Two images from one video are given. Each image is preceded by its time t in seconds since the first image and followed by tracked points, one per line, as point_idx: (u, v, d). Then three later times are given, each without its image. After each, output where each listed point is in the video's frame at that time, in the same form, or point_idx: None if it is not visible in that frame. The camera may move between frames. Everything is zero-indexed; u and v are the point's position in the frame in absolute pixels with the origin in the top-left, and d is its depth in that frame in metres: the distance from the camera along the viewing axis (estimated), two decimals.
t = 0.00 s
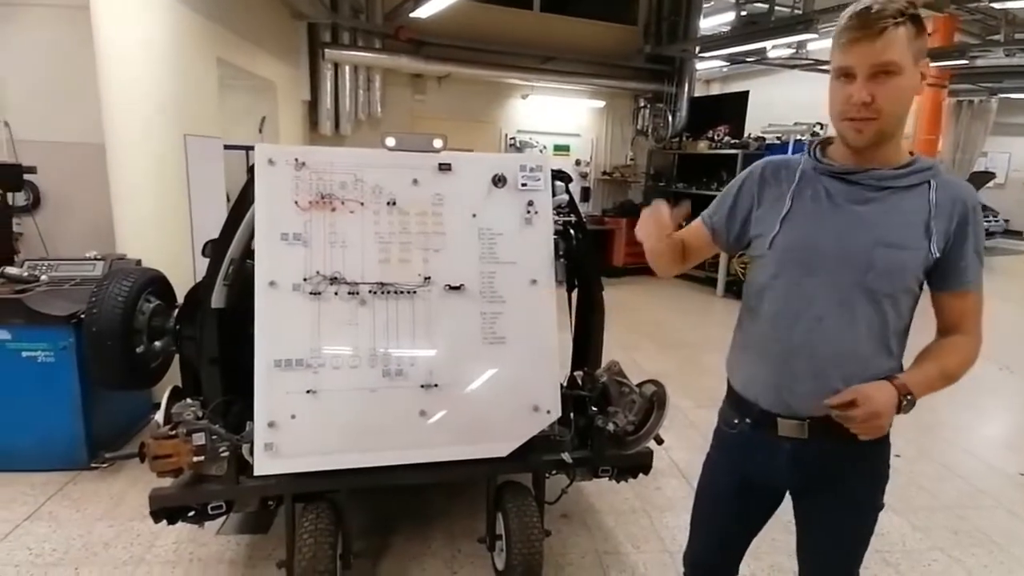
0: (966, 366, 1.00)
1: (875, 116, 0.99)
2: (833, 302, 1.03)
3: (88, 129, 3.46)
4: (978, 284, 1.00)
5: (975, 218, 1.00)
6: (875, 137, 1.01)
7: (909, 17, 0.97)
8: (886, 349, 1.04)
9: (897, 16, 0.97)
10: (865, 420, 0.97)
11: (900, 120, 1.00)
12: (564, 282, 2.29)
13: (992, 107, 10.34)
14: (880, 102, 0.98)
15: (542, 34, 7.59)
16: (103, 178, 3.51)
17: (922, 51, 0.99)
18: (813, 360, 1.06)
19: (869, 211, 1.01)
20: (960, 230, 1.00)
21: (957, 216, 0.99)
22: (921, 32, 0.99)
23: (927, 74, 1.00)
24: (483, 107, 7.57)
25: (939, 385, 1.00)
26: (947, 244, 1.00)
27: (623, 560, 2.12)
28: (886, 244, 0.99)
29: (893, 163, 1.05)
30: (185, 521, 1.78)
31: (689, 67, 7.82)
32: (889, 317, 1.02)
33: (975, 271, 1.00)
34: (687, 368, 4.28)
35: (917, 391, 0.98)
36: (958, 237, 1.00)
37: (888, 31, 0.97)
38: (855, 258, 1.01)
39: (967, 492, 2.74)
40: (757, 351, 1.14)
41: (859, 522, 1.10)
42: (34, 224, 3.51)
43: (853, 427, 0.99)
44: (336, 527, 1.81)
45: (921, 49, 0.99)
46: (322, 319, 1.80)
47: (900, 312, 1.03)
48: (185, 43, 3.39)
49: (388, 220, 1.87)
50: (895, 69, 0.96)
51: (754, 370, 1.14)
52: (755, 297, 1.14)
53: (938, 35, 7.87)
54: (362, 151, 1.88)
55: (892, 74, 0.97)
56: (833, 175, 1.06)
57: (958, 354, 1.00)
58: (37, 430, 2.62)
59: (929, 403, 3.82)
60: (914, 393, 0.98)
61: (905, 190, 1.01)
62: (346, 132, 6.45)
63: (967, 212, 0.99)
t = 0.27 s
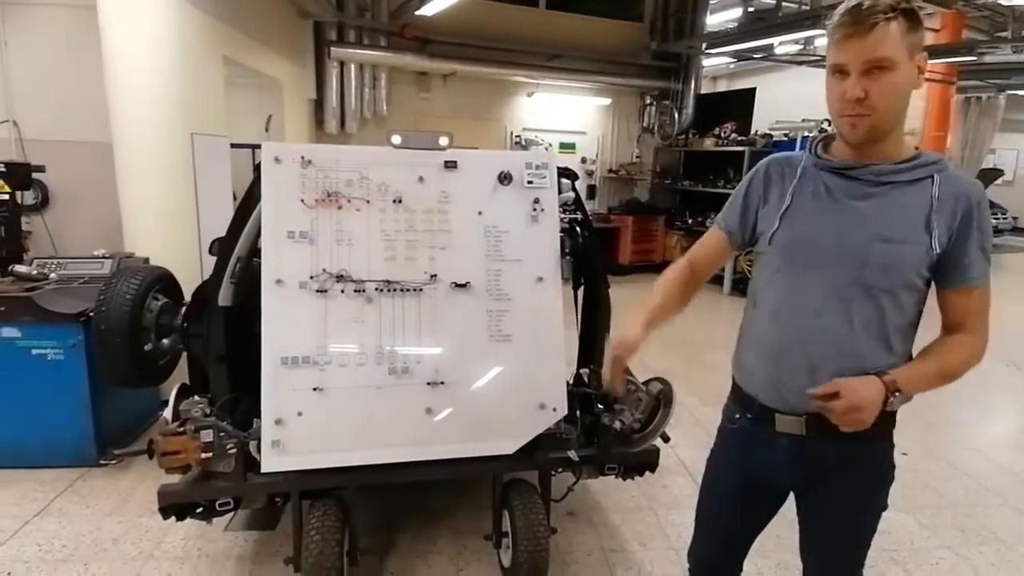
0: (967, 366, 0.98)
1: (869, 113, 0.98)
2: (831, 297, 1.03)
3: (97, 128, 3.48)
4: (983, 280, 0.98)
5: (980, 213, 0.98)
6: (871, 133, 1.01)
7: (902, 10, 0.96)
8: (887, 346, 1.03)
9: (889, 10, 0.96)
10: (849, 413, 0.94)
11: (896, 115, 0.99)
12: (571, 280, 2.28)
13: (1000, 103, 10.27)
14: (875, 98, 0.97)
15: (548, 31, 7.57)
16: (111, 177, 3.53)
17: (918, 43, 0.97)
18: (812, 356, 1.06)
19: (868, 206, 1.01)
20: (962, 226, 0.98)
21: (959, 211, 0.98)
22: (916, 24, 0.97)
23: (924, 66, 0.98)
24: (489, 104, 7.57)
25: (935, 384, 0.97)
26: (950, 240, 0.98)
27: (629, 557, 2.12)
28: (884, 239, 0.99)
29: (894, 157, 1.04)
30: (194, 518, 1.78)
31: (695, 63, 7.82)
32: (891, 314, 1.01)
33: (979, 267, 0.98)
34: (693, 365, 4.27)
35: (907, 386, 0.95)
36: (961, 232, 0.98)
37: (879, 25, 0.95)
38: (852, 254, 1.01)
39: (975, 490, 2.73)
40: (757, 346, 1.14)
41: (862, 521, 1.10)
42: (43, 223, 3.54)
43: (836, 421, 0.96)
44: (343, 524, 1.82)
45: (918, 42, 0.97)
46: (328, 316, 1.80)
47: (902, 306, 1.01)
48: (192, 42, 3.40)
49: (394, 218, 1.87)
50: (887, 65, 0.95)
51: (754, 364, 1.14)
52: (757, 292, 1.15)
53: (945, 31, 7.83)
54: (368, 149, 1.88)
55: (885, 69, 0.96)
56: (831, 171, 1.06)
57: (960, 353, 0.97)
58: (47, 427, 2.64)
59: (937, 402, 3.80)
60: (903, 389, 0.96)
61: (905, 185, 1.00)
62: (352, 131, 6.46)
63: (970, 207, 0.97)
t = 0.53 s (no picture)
0: (969, 370, 0.94)
1: (839, 111, 0.99)
2: (828, 295, 1.04)
3: (105, 126, 3.50)
4: (994, 280, 0.92)
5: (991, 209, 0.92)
6: (851, 129, 1.01)
7: (878, 5, 0.95)
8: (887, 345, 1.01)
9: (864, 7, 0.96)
10: (818, 400, 0.98)
11: (873, 112, 0.98)
12: (578, 277, 2.28)
13: (1009, 100, 10.19)
14: (843, 94, 0.98)
15: (554, 27, 7.55)
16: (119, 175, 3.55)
17: (897, 36, 0.95)
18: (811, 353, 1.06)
19: (866, 204, 1.01)
20: (966, 222, 0.93)
21: (963, 207, 0.93)
22: (899, 18, 0.95)
23: (907, 58, 0.95)
24: (495, 102, 7.56)
25: (927, 385, 0.95)
26: (953, 237, 0.94)
27: (636, 555, 2.12)
28: (881, 238, 0.98)
29: (894, 152, 1.02)
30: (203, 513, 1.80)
31: (702, 60, 7.72)
32: (891, 313, 0.99)
33: (987, 267, 0.92)
34: (699, 363, 4.26)
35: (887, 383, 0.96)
36: (965, 229, 0.93)
37: (848, 23, 0.96)
38: (847, 252, 1.02)
39: (984, 488, 2.71)
40: (763, 343, 1.16)
41: (866, 524, 1.09)
42: (53, 220, 3.56)
43: (808, 408, 1.00)
44: (350, 520, 1.83)
45: (901, 35, 0.95)
46: (336, 313, 1.81)
47: (904, 305, 0.99)
48: (199, 40, 3.42)
49: (401, 215, 1.87)
50: (851, 63, 0.96)
51: (759, 361, 1.16)
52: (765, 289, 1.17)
53: (953, 27, 7.79)
54: (375, 146, 1.89)
55: (853, 66, 0.96)
56: (833, 170, 1.07)
57: (958, 355, 0.94)
58: (57, 423, 2.66)
59: (945, 399, 3.78)
60: (884, 385, 0.96)
61: (902, 181, 0.98)
62: (358, 128, 6.47)
63: (975, 203, 0.92)
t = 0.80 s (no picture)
0: (955, 389, 0.89)
1: (806, 126, 1.04)
2: (816, 302, 1.05)
3: (109, 128, 3.52)
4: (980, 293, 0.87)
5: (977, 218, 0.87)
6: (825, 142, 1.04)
7: (836, 22, 0.97)
8: (875, 354, 1.00)
9: (826, 25, 0.99)
10: (788, 404, 0.99)
11: (835, 127, 1.01)
12: (581, 280, 2.28)
13: (1012, 103, 10.18)
14: (807, 111, 1.03)
15: (557, 29, 7.55)
16: (123, 177, 3.56)
17: (856, 51, 0.96)
18: (803, 358, 1.08)
19: (854, 212, 1.01)
20: (947, 231, 0.89)
21: (944, 216, 0.89)
22: (860, 32, 0.96)
23: (867, 73, 0.96)
24: (498, 104, 7.57)
25: (905, 399, 0.92)
26: (934, 247, 0.91)
27: (639, 558, 2.11)
28: (864, 245, 0.98)
29: (882, 161, 1.00)
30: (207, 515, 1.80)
31: (705, 63, 7.70)
32: (874, 322, 0.98)
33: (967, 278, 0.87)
34: (702, 366, 4.26)
35: (858, 392, 0.95)
36: (945, 239, 0.89)
37: (808, 43, 1.01)
38: (833, 259, 1.03)
39: (988, 493, 2.70)
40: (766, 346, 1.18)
41: (870, 532, 1.07)
42: (57, 222, 3.57)
43: (781, 411, 1.01)
44: (354, 522, 1.82)
45: (862, 49, 0.96)
46: (339, 315, 1.81)
47: (888, 315, 0.97)
48: (203, 43, 3.42)
49: (405, 217, 1.87)
50: (810, 81, 1.01)
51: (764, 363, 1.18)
52: (772, 294, 1.20)
53: (956, 30, 7.79)
54: (379, 148, 1.89)
55: (812, 84, 1.01)
56: (831, 177, 1.08)
57: (943, 373, 0.90)
58: (61, 425, 2.66)
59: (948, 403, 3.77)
60: (856, 395, 0.95)
61: (887, 189, 0.98)
62: (361, 130, 6.49)
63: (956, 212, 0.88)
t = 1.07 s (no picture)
0: (916, 396, 0.88)
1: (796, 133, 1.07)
2: (808, 302, 1.08)
3: (113, 134, 3.53)
4: (947, 301, 0.85)
5: (950, 225, 0.86)
6: (816, 149, 1.06)
7: (823, 32, 1.00)
8: (857, 358, 1.01)
9: (815, 34, 1.02)
10: (754, 390, 1.05)
11: (822, 134, 1.03)
12: (584, 287, 2.28)
13: (1012, 111, 10.20)
14: (797, 119, 1.07)
15: (558, 36, 7.58)
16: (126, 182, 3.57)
17: (841, 61, 0.98)
18: (793, 358, 1.10)
19: (844, 217, 1.04)
20: (920, 238, 0.90)
21: (918, 222, 0.90)
22: (845, 40, 0.98)
23: (849, 83, 0.98)
24: (500, 110, 7.59)
25: (867, 400, 0.93)
26: (910, 252, 0.91)
27: (641, 566, 2.11)
28: (849, 249, 1.01)
29: (872, 168, 1.01)
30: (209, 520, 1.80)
31: (706, 70, 7.72)
32: (855, 325, 1.00)
33: (935, 285, 0.86)
34: (704, 373, 4.25)
35: (819, 387, 0.97)
36: (919, 246, 0.90)
37: (799, 53, 1.04)
38: (822, 262, 1.05)
39: (990, 501, 2.70)
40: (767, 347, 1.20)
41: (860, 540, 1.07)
42: (59, 227, 3.58)
43: (750, 397, 1.06)
44: (356, 529, 1.82)
45: (845, 58, 0.98)
46: (342, 321, 1.81)
47: (870, 319, 0.98)
48: (206, 49, 3.44)
49: (409, 224, 1.88)
50: (797, 90, 1.04)
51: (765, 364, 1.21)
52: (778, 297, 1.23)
53: (956, 39, 7.83)
54: (383, 155, 1.90)
55: (800, 93, 1.04)
56: (831, 183, 1.10)
57: (906, 379, 0.89)
58: (62, 430, 2.66)
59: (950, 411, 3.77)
60: (815, 389, 0.98)
61: (874, 196, 1.00)
62: (363, 136, 6.51)
63: (930, 218, 0.89)
